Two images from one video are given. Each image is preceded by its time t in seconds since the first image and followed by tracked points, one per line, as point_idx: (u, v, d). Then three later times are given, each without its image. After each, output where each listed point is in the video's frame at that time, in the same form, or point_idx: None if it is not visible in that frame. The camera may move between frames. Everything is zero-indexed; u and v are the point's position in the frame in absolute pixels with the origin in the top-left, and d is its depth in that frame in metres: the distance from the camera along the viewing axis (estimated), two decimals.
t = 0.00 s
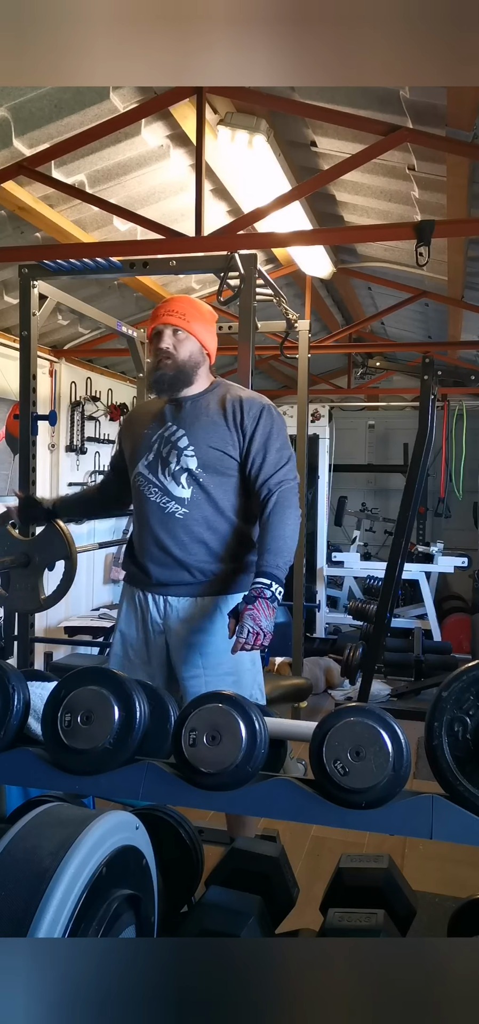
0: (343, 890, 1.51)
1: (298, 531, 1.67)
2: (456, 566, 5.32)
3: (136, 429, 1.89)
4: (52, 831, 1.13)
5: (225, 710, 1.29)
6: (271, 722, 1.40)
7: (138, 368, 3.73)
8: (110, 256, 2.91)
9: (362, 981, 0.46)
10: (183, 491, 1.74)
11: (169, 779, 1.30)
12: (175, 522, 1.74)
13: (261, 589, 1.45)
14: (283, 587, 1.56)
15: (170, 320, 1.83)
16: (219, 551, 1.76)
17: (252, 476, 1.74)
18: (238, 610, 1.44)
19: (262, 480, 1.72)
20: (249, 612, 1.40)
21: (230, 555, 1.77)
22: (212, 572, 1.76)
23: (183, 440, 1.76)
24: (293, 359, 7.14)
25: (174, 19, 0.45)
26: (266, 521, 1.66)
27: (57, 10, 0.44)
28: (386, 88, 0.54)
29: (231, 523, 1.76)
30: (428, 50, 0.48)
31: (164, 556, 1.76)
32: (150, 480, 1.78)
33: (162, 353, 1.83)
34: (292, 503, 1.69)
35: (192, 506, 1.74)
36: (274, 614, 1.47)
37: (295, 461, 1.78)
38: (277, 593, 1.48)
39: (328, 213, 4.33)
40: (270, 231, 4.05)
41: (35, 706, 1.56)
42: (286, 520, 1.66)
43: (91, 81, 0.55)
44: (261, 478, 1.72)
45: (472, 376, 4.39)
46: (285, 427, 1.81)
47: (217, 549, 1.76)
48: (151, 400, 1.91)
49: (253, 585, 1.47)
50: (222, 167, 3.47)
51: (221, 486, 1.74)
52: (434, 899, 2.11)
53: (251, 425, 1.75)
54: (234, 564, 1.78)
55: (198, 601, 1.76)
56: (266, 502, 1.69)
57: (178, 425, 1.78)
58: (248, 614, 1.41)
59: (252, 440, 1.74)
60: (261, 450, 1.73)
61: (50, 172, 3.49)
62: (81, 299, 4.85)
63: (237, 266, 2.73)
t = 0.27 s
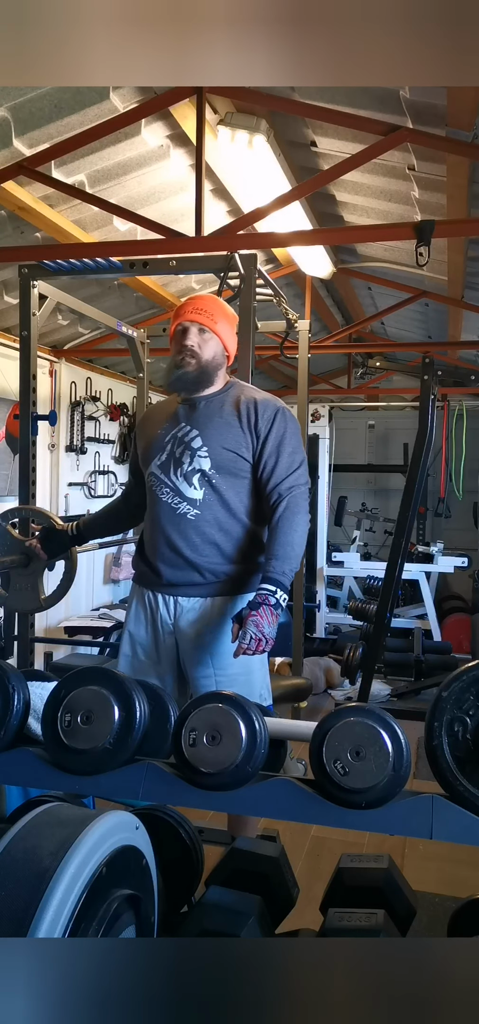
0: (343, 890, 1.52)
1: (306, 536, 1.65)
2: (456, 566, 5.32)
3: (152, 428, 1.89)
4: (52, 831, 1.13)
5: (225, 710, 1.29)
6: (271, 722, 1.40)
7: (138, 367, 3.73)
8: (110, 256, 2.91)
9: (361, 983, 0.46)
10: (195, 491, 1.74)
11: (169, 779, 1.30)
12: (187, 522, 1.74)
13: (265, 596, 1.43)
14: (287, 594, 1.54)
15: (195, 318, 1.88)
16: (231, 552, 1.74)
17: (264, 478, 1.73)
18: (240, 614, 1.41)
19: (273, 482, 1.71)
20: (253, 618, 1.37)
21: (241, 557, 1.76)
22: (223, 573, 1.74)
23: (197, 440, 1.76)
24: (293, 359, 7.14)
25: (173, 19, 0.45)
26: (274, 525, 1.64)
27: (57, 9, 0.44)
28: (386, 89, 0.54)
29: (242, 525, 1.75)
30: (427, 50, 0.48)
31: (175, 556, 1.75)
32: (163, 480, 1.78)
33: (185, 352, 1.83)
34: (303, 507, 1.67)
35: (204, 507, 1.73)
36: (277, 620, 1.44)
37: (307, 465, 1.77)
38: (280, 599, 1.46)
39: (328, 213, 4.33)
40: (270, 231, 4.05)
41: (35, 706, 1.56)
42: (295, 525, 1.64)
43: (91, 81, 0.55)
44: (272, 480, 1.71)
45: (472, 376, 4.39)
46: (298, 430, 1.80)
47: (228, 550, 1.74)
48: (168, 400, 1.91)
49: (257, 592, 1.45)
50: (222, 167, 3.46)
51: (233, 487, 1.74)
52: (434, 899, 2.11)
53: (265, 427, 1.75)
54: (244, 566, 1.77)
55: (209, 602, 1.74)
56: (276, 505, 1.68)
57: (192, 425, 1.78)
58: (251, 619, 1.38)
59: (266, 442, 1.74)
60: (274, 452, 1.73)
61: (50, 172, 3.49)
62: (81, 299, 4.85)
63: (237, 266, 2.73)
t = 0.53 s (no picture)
0: (343, 890, 1.52)
1: (321, 545, 1.71)
2: (456, 566, 5.32)
3: (162, 425, 1.84)
4: (52, 831, 1.13)
5: (225, 710, 1.29)
6: (271, 722, 1.40)
7: (138, 367, 3.73)
8: (110, 256, 2.91)
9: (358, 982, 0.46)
10: (209, 492, 1.72)
11: (169, 779, 1.30)
12: (199, 523, 1.72)
13: (287, 606, 1.54)
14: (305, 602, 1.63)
15: (216, 318, 1.84)
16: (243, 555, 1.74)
17: (279, 483, 1.74)
18: (265, 626, 1.53)
19: (289, 488, 1.72)
20: (277, 628, 1.50)
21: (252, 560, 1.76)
22: (234, 575, 1.73)
23: (212, 441, 1.73)
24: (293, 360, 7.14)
25: (173, 18, 0.45)
26: (290, 534, 1.68)
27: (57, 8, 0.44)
28: (386, 88, 0.54)
29: (256, 528, 1.75)
30: (427, 50, 0.48)
31: (186, 556, 1.74)
32: (175, 480, 1.76)
33: (205, 352, 1.80)
34: (317, 516, 1.71)
35: (217, 509, 1.72)
36: (299, 628, 1.56)
37: (319, 472, 1.79)
38: (302, 609, 1.57)
39: (328, 213, 4.33)
40: (270, 231, 4.05)
41: (35, 706, 1.56)
42: (311, 534, 1.68)
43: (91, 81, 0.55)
44: (287, 486, 1.72)
45: (472, 376, 4.39)
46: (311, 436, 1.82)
47: (241, 552, 1.74)
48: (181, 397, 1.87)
49: (279, 602, 1.55)
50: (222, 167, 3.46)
51: (248, 490, 1.73)
52: (434, 899, 2.11)
53: (282, 433, 1.75)
54: (256, 568, 1.77)
55: (220, 606, 1.73)
56: (291, 513, 1.70)
57: (207, 425, 1.76)
58: (275, 630, 1.51)
59: (282, 447, 1.74)
60: (290, 458, 1.74)
61: (50, 172, 3.49)
62: (81, 299, 4.85)
63: (237, 266, 2.73)
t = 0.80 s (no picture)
0: (342, 890, 1.52)
1: (330, 549, 1.71)
2: (456, 566, 5.32)
3: (169, 424, 1.84)
4: (52, 831, 1.13)
5: (225, 710, 1.29)
6: (271, 722, 1.40)
7: (138, 367, 3.73)
8: (110, 256, 2.91)
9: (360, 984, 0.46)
10: (218, 493, 1.72)
11: (168, 779, 1.30)
12: (206, 524, 1.72)
13: (302, 611, 1.54)
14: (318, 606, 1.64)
15: (225, 319, 1.85)
16: (250, 557, 1.74)
17: (288, 486, 1.74)
18: (279, 632, 1.52)
19: (298, 492, 1.72)
20: (292, 633, 1.49)
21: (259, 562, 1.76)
22: (241, 576, 1.73)
23: (221, 442, 1.73)
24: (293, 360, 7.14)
25: (173, 18, 0.45)
26: (301, 538, 1.68)
27: (57, 8, 0.44)
28: (386, 88, 0.54)
29: (263, 530, 1.75)
30: (427, 50, 0.48)
31: (192, 557, 1.73)
32: (183, 480, 1.75)
33: (214, 353, 1.81)
34: (327, 520, 1.72)
35: (225, 510, 1.72)
36: (313, 633, 1.56)
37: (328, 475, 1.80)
38: (316, 613, 1.57)
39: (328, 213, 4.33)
40: (270, 231, 4.05)
41: (35, 706, 1.56)
42: (321, 538, 1.68)
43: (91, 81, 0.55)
44: (297, 489, 1.72)
45: (472, 376, 4.39)
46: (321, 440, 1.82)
47: (248, 554, 1.74)
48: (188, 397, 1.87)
49: (293, 608, 1.56)
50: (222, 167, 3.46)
51: (256, 492, 1.73)
52: (434, 899, 2.11)
53: (291, 436, 1.75)
54: (262, 571, 1.77)
55: (226, 608, 1.73)
56: (300, 516, 1.71)
57: (217, 426, 1.76)
58: (290, 635, 1.50)
59: (291, 450, 1.74)
60: (299, 462, 1.74)
61: (50, 172, 3.49)
62: (81, 299, 4.85)
63: (237, 266, 2.73)
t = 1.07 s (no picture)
0: (342, 890, 1.52)
1: (333, 550, 1.71)
2: (456, 566, 5.32)
3: (172, 426, 1.84)
4: (52, 830, 1.13)
5: (225, 710, 1.29)
6: (271, 722, 1.40)
7: (138, 367, 3.73)
8: (110, 256, 2.91)
9: (361, 984, 0.46)
10: (221, 493, 1.72)
11: (168, 779, 1.30)
12: (210, 523, 1.72)
13: (302, 610, 1.54)
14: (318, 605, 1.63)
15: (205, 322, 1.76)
16: (252, 557, 1.74)
17: (291, 486, 1.73)
18: (278, 630, 1.53)
19: (302, 492, 1.72)
20: (291, 631, 1.50)
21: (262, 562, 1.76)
22: (243, 577, 1.73)
23: (225, 442, 1.73)
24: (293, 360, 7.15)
25: (172, 18, 0.45)
26: (303, 538, 1.68)
27: (55, 7, 0.44)
28: (385, 88, 0.54)
29: (266, 530, 1.74)
30: (426, 50, 0.48)
31: (195, 557, 1.74)
32: (186, 480, 1.75)
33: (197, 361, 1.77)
34: (330, 521, 1.72)
35: (228, 510, 1.72)
36: (312, 634, 1.56)
37: (332, 475, 1.79)
38: (316, 613, 1.57)
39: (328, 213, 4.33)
40: (270, 231, 4.05)
41: (35, 706, 1.56)
42: (323, 538, 1.68)
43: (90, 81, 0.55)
44: (300, 489, 1.72)
45: (472, 376, 4.39)
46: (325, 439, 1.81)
47: (251, 555, 1.73)
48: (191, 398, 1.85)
49: (292, 607, 1.56)
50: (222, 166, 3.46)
51: (260, 492, 1.73)
52: (434, 899, 2.11)
53: (296, 436, 1.74)
54: (265, 571, 1.77)
55: (228, 608, 1.73)
56: (303, 516, 1.70)
57: (220, 426, 1.75)
58: (289, 634, 1.50)
59: (295, 450, 1.74)
60: (303, 462, 1.73)
61: (50, 172, 3.49)
62: (81, 299, 4.85)
63: (237, 266, 2.73)
